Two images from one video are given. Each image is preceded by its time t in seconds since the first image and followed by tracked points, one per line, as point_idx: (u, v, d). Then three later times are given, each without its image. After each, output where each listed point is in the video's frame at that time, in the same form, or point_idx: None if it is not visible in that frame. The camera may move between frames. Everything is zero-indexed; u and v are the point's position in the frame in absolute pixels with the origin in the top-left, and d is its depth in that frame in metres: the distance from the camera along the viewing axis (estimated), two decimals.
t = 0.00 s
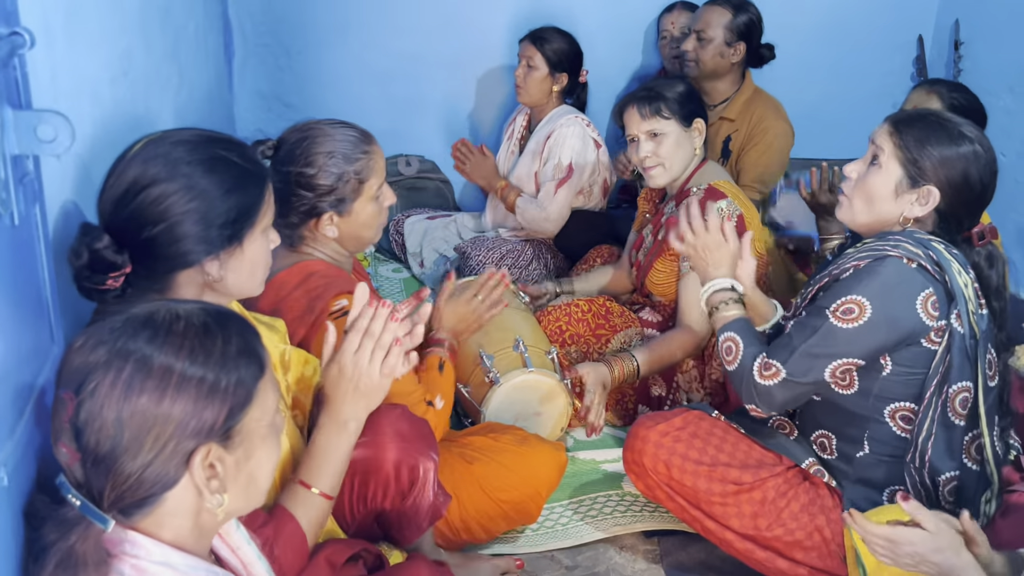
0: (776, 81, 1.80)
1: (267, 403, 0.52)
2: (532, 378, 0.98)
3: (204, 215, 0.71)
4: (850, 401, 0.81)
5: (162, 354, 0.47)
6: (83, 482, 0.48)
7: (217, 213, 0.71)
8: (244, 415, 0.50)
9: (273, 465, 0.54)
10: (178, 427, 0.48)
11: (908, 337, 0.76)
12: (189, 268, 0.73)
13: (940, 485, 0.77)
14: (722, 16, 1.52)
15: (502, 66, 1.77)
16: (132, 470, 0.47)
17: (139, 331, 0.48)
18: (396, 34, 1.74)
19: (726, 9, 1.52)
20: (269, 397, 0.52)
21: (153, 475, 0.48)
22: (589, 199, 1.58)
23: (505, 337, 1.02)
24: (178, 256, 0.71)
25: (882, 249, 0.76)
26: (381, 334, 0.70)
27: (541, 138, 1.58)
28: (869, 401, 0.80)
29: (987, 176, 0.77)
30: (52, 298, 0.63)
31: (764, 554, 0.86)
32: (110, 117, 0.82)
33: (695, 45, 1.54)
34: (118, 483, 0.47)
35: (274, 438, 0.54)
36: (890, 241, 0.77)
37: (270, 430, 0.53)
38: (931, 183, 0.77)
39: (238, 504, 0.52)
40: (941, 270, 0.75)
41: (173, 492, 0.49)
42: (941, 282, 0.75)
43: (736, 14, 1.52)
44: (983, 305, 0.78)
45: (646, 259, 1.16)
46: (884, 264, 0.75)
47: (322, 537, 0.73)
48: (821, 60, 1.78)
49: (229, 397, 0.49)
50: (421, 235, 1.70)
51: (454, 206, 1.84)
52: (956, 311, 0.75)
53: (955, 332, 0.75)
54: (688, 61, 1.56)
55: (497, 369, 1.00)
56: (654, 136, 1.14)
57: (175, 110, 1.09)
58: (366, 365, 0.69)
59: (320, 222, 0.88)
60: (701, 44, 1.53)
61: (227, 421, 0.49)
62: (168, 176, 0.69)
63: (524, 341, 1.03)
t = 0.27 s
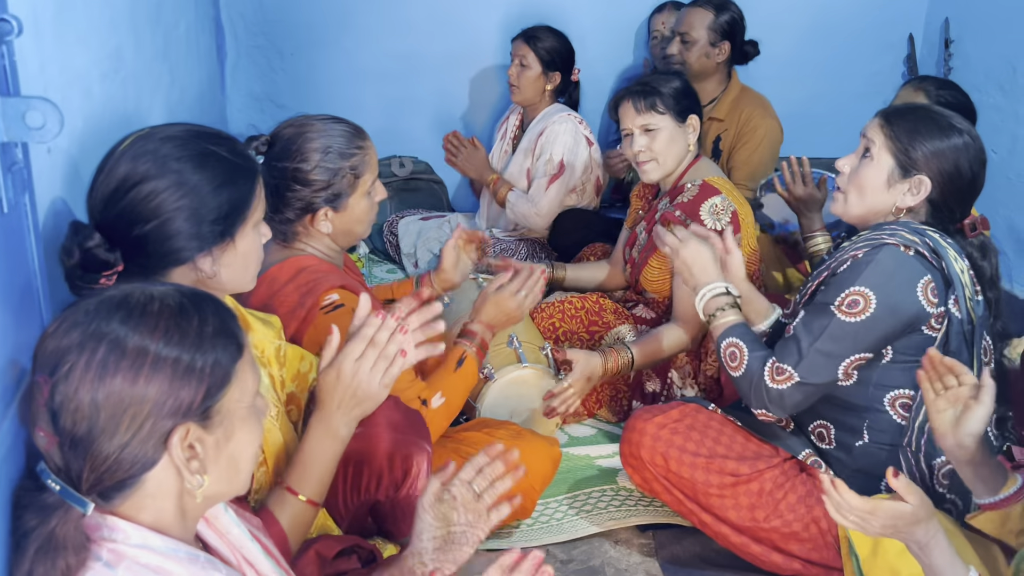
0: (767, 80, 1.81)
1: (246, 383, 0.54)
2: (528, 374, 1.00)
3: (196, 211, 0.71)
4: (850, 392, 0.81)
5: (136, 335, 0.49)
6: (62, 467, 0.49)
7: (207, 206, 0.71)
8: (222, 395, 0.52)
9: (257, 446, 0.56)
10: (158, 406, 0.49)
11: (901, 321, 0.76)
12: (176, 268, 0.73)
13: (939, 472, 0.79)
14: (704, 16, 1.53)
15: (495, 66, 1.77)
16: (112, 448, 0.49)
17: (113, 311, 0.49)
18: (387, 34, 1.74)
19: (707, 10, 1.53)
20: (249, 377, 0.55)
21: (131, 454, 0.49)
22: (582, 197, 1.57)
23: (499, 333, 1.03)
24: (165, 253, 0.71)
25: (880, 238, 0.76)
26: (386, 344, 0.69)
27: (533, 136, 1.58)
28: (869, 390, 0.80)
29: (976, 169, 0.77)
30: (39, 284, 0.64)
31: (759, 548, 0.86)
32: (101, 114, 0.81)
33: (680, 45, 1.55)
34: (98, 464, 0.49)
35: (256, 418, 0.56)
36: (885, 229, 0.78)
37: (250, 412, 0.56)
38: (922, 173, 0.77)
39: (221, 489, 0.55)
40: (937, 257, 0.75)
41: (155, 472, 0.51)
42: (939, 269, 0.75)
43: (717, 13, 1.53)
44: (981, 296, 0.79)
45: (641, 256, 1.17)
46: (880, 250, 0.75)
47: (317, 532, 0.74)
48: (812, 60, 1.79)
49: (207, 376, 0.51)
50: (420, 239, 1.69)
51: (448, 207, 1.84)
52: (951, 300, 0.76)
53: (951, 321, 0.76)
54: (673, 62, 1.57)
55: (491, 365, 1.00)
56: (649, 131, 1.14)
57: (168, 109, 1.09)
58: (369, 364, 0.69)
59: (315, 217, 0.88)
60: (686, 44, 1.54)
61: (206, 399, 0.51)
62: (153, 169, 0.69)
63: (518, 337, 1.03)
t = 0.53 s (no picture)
0: (755, 81, 1.82)
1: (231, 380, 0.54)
2: (519, 374, 1.00)
3: (182, 218, 0.71)
4: (830, 388, 0.82)
5: (118, 339, 0.49)
6: (52, 473, 0.49)
7: (195, 211, 0.71)
8: (209, 393, 0.52)
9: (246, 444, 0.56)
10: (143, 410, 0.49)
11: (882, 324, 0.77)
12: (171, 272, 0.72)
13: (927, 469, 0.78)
14: (681, 18, 1.54)
15: (484, 68, 1.78)
16: (102, 454, 0.49)
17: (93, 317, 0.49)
18: (376, 38, 1.75)
19: (683, 12, 1.54)
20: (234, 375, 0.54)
21: (120, 458, 0.49)
22: (571, 199, 1.59)
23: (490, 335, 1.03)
24: (155, 259, 0.71)
25: (862, 238, 0.78)
26: (361, 321, 0.70)
27: (524, 138, 1.59)
28: (850, 389, 0.81)
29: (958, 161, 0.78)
30: (27, 287, 0.67)
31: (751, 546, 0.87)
32: (89, 120, 0.81)
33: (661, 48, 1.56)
34: (87, 470, 0.49)
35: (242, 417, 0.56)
36: (869, 230, 0.78)
37: (239, 409, 0.56)
38: (902, 170, 0.78)
39: (216, 488, 0.55)
40: (916, 259, 0.76)
41: (145, 476, 0.51)
42: (920, 270, 0.76)
43: (694, 14, 1.53)
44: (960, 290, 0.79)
45: (630, 257, 1.17)
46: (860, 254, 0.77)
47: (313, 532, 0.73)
48: (798, 62, 1.81)
49: (192, 375, 0.51)
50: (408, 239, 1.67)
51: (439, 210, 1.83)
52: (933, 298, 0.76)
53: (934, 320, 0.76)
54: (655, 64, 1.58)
55: (482, 366, 1.00)
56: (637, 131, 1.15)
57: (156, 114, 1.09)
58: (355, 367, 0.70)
59: (309, 220, 0.88)
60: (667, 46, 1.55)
61: (193, 399, 0.51)
62: (140, 176, 0.69)
63: (508, 338, 1.04)
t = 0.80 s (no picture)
0: (745, 81, 1.82)
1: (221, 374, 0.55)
2: (511, 374, 1.01)
3: (174, 222, 0.71)
4: (827, 406, 0.82)
5: (107, 335, 0.49)
6: (43, 470, 0.50)
7: (187, 211, 0.71)
8: (199, 387, 0.53)
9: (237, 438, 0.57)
10: (134, 405, 0.50)
11: (873, 329, 0.78)
12: (163, 271, 0.73)
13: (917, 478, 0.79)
14: (661, 23, 1.53)
15: (473, 68, 1.77)
16: (93, 447, 0.49)
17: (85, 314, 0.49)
18: (367, 40, 1.75)
19: (663, 17, 1.54)
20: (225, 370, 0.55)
21: (109, 453, 0.50)
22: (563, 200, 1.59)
23: (482, 335, 1.03)
24: (146, 259, 0.71)
25: (844, 260, 0.78)
26: (373, 344, 0.70)
27: (512, 138, 1.60)
28: (844, 405, 0.81)
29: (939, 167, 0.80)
30: (19, 284, 0.69)
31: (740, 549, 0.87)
32: (81, 123, 0.82)
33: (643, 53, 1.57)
34: (77, 464, 0.49)
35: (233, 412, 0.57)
36: (848, 244, 0.81)
37: (229, 404, 0.56)
38: (880, 178, 0.80)
39: (206, 482, 0.56)
40: (903, 270, 0.77)
41: (134, 470, 0.51)
42: (906, 285, 0.77)
43: (674, 19, 1.53)
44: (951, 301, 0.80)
45: (623, 257, 1.18)
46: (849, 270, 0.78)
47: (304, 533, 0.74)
48: (788, 63, 1.81)
49: (184, 370, 0.51)
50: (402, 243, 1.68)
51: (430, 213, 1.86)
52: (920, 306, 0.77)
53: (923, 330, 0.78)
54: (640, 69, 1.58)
55: (475, 367, 1.01)
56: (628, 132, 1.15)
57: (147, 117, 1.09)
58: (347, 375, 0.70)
59: (306, 222, 0.88)
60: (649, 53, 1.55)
61: (184, 395, 0.52)
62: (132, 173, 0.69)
63: (501, 340, 1.04)
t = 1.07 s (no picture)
0: (735, 82, 1.83)
1: (224, 372, 0.56)
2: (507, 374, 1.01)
3: (171, 222, 0.71)
4: (810, 395, 0.85)
5: (106, 334, 0.50)
6: (45, 468, 0.50)
7: (183, 212, 0.72)
8: (199, 385, 0.53)
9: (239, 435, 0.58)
10: (133, 404, 0.50)
11: (857, 332, 0.80)
12: (159, 273, 0.74)
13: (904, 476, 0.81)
14: (648, 22, 1.55)
15: (463, 69, 1.78)
16: (95, 443, 0.50)
17: (83, 313, 0.50)
18: (361, 43, 1.75)
19: (650, 16, 1.56)
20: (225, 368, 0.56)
21: (111, 448, 0.50)
22: (554, 200, 1.61)
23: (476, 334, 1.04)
24: (143, 261, 0.72)
25: (832, 251, 0.81)
26: (340, 329, 0.71)
27: (503, 139, 1.60)
28: (829, 396, 0.84)
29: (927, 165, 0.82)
30: (19, 283, 0.70)
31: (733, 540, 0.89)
32: (77, 124, 0.82)
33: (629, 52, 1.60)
34: (78, 459, 0.50)
35: (235, 408, 0.57)
36: (833, 242, 0.82)
37: (230, 400, 0.57)
38: (869, 175, 0.82)
39: (206, 478, 0.56)
40: (887, 268, 0.79)
41: (136, 466, 0.52)
42: (892, 278, 0.79)
43: (660, 17, 1.55)
44: (931, 297, 0.83)
45: (615, 252, 1.18)
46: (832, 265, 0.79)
47: (301, 530, 0.75)
48: (776, 65, 1.82)
49: (185, 368, 0.52)
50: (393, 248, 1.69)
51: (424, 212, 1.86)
52: (905, 306, 0.79)
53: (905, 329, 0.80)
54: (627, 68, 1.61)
55: (469, 366, 1.01)
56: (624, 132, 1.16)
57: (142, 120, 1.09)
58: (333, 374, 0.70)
59: (303, 221, 0.88)
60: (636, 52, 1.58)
61: (184, 393, 0.52)
62: (129, 177, 0.70)
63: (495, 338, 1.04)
